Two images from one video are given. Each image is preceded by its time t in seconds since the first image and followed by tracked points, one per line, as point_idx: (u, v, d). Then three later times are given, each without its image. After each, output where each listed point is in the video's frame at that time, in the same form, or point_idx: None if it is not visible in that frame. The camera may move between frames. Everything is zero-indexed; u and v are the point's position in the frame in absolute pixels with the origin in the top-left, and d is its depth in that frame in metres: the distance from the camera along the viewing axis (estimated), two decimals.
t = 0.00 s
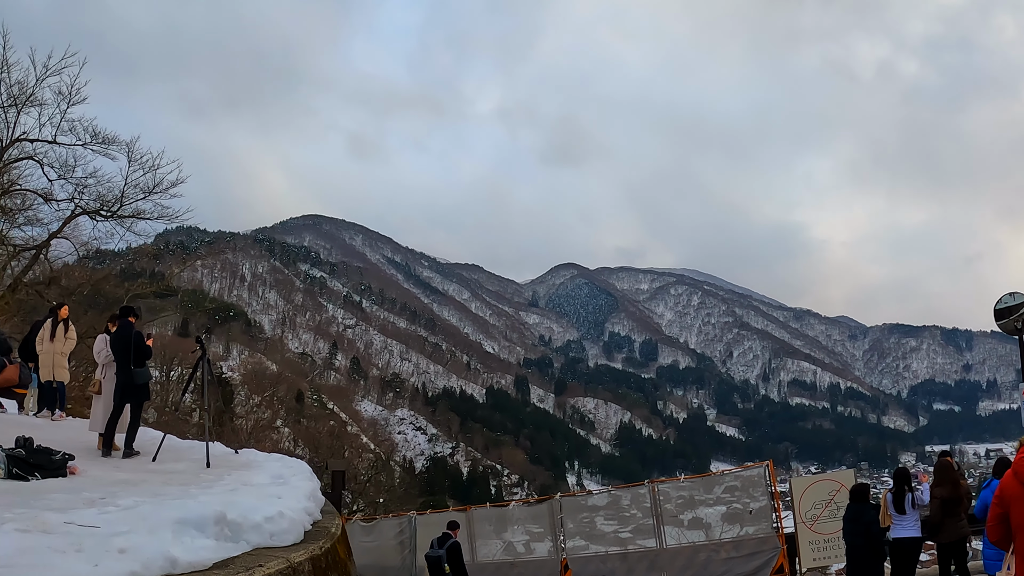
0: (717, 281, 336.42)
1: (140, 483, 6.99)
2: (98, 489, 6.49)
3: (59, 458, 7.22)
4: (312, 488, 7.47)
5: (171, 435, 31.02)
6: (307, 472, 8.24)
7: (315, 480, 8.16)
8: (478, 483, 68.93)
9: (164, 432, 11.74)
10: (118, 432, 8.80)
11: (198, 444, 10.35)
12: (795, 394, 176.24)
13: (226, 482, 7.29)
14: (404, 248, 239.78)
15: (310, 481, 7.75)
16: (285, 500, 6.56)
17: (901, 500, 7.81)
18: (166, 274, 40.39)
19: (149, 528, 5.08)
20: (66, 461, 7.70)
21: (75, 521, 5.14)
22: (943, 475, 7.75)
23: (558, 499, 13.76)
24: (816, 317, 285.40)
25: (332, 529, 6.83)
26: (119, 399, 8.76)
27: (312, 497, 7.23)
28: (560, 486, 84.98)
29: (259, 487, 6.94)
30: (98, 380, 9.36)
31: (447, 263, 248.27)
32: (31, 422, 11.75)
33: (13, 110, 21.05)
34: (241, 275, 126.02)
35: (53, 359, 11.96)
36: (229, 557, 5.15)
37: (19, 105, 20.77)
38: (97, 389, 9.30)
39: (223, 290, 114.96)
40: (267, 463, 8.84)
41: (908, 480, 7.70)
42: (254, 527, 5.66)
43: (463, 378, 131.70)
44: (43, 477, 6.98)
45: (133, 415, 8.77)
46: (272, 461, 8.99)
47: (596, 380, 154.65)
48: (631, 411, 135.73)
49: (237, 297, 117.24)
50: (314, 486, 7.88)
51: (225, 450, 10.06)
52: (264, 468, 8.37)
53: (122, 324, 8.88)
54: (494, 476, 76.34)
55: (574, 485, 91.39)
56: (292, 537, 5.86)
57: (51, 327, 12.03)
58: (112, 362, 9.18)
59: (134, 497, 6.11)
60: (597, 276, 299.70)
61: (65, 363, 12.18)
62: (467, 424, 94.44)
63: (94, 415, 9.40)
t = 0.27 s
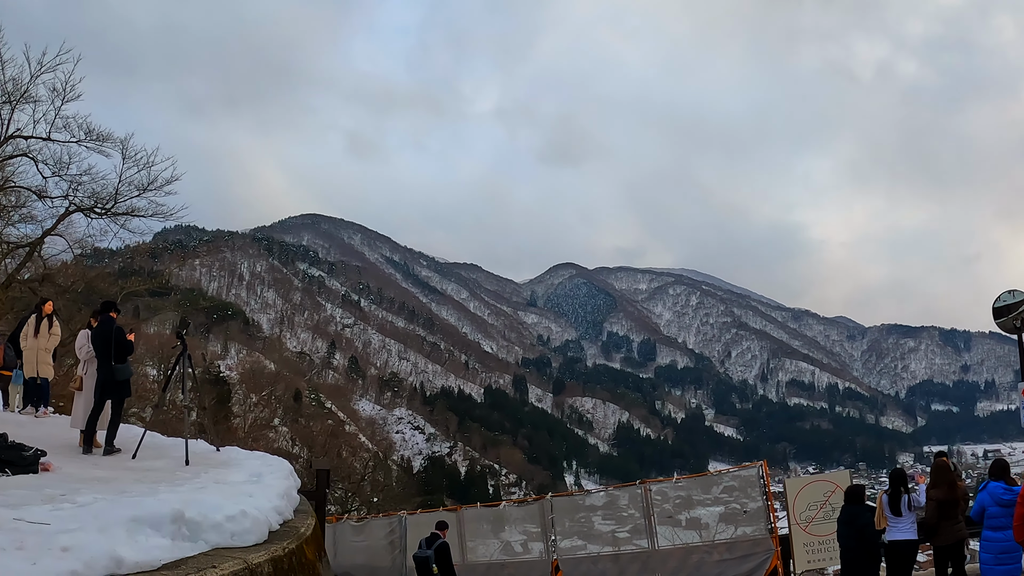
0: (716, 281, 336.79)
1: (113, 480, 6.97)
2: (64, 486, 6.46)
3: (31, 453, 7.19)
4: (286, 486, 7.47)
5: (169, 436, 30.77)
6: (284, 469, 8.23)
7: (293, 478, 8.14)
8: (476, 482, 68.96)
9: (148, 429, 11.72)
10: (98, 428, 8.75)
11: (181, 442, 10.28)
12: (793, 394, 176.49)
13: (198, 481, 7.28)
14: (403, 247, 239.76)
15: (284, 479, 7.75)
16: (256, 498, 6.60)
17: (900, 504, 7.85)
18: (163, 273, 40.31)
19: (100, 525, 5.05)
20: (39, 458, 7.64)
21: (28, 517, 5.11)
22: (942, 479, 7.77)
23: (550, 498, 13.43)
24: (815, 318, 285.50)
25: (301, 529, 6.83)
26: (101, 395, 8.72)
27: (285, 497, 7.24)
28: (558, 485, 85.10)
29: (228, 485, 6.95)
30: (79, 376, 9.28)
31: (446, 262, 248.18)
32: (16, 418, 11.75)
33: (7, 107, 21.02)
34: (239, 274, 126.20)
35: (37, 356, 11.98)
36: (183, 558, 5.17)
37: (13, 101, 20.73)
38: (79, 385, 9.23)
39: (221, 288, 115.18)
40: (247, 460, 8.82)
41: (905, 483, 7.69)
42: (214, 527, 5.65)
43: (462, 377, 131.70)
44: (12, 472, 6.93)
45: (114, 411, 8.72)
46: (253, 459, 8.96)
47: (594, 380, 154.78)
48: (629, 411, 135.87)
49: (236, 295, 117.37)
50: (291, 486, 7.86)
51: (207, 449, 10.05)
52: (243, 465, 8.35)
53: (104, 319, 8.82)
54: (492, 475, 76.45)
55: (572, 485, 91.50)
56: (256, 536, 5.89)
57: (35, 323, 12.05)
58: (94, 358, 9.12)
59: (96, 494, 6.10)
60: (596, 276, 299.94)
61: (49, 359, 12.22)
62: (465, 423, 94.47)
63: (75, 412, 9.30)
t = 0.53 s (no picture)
0: (714, 281, 337.35)
1: (85, 476, 6.91)
2: (25, 481, 6.41)
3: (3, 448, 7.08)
4: (257, 484, 7.44)
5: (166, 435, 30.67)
6: (259, 466, 8.18)
7: (269, 475, 8.10)
8: (474, 482, 68.88)
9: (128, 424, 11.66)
10: (78, 424, 8.63)
11: (162, 440, 10.17)
12: (792, 394, 176.95)
13: (169, 475, 7.25)
14: (402, 247, 239.48)
15: (258, 475, 7.72)
16: (223, 494, 6.59)
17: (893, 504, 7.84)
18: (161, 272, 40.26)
19: (47, 518, 5.01)
20: (13, 452, 7.60)
21: None
22: (937, 479, 7.77)
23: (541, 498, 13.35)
24: (813, 318, 285.42)
25: (269, 529, 6.81)
26: (81, 390, 8.62)
27: (256, 494, 7.22)
28: (556, 485, 85.28)
29: (195, 480, 6.92)
30: (60, 370, 9.18)
31: (444, 262, 248.23)
32: None
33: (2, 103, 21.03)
34: (238, 273, 126.51)
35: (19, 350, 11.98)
36: (134, 553, 5.15)
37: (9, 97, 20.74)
38: (59, 379, 9.11)
39: (220, 288, 115.52)
40: (225, 456, 8.79)
41: (900, 483, 7.69)
42: (167, 523, 5.62)
43: (460, 377, 131.62)
44: None
45: (94, 407, 8.68)
46: (232, 455, 8.90)
47: (593, 380, 154.99)
48: (627, 410, 135.98)
49: (234, 295, 117.48)
50: (266, 483, 7.82)
51: (187, 444, 10.01)
52: (220, 461, 8.33)
53: (85, 314, 8.79)
54: (491, 474, 76.54)
55: (570, 484, 91.70)
56: (220, 532, 5.90)
57: (17, 318, 12.05)
58: (73, 352, 9.04)
59: (56, 488, 6.06)
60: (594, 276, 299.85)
61: (33, 354, 12.24)
62: (463, 422, 94.50)
63: (55, 409, 9.20)
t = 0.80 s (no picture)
0: (713, 280, 337.56)
1: (58, 475, 6.87)
2: None
3: None
4: (230, 485, 7.40)
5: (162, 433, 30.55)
6: (235, 466, 8.10)
7: (245, 477, 8.01)
8: (472, 481, 68.79)
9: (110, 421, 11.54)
10: (60, 423, 8.56)
11: (144, 438, 10.14)
12: (790, 394, 177.20)
13: (143, 474, 7.18)
14: (400, 246, 239.37)
15: (233, 476, 7.66)
16: (192, 497, 6.54)
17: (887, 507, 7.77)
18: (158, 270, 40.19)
19: None
20: None
21: None
22: (932, 480, 7.73)
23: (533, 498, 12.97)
24: (812, 318, 285.62)
25: (239, 530, 6.79)
26: (63, 388, 8.57)
27: (230, 495, 7.19)
28: (554, 485, 85.37)
29: (166, 480, 6.86)
30: (43, 368, 9.11)
31: (443, 261, 248.11)
32: None
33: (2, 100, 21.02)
34: (236, 272, 126.57)
35: (5, 346, 11.88)
36: (87, 555, 5.10)
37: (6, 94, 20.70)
38: (42, 377, 9.05)
39: (217, 287, 115.67)
40: (205, 456, 8.72)
41: (896, 484, 7.64)
42: (124, 525, 5.57)
43: (458, 376, 131.54)
44: None
45: (76, 405, 8.61)
46: (213, 455, 8.83)
47: (591, 379, 155.08)
48: (626, 410, 136.00)
49: (232, 294, 117.50)
50: (242, 485, 7.73)
51: (168, 443, 9.95)
52: (200, 461, 8.25)
53: (65, 311, 8.70)
54: (489, 474, 76.56)
55: (569, 484, 91.77)
56: (184, 534, 5.89)
57: (5, 315, 12.04)
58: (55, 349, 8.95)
59: (20, 487, 5.97)
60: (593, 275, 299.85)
61: (18, 350, 12.11)
62: (461, 422, 94.45)
63: (38, 405, 9.12)
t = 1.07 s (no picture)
0: (711, 280, 337.79)
1: (29, 470, 6.56)
2: None
3: None
4: (206, 480, 7.02)
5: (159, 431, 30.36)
6: (213, 463, 7.78)
7: (222, 475, 7.68)
8: (470, 480, 68.76)
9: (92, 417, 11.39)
10: (42, 419, 8.44)
11: (127, 434, 9.97)
12: (789, 393, 177.47)
13: (117, 471, 6.87)
14: (399, 245, 239.29)
15: (209, 472, 7.32)
16: (163, 492, 6.06)
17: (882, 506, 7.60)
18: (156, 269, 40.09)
19: None
20: None
21: None
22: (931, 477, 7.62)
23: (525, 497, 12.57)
24: (811, 317, 285.96)
25: (208, 529, 6.16)
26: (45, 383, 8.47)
27: (204, 491, 6.78)
28: (553, 483, 85.47)
29: (137, 476, 6.47)
30: (24, 364, 9.00)
31: (442, 260, 248.08)
32: None
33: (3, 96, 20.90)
34: (235, 271, 126.76)
35: None
36: (40, 552, 4.56)
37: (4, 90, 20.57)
38: (24, 373, 8.95)
39: (216, 286, 115.97)
40: (185, 452, 8.39)
41: (894, 483, 7.51)
42: (84, 520, 5.01)
43: (457, 375, 131.54)
44: None
45: (58, 401, 8.51)
46: (193, 452, 8.57)
47: (590, 378, 155.22)
48: (625, 409, 136.11)
49: (231, 293, 117.68)
50: (220, 482, 7.40)
51: (151, 439, 9.76)
52: (179, 457, 7.95)
53: (46, 307, 8.68)
54: (487, 473, 76.68)
55: (567, 483, 91.87)
56: (146, 532, 5.33)
57: None
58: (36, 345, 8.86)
59: None
60: (592, 275, 299.92)
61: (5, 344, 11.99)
62: (460, 421, 94.45)
63: (21, 401, 9.02)
